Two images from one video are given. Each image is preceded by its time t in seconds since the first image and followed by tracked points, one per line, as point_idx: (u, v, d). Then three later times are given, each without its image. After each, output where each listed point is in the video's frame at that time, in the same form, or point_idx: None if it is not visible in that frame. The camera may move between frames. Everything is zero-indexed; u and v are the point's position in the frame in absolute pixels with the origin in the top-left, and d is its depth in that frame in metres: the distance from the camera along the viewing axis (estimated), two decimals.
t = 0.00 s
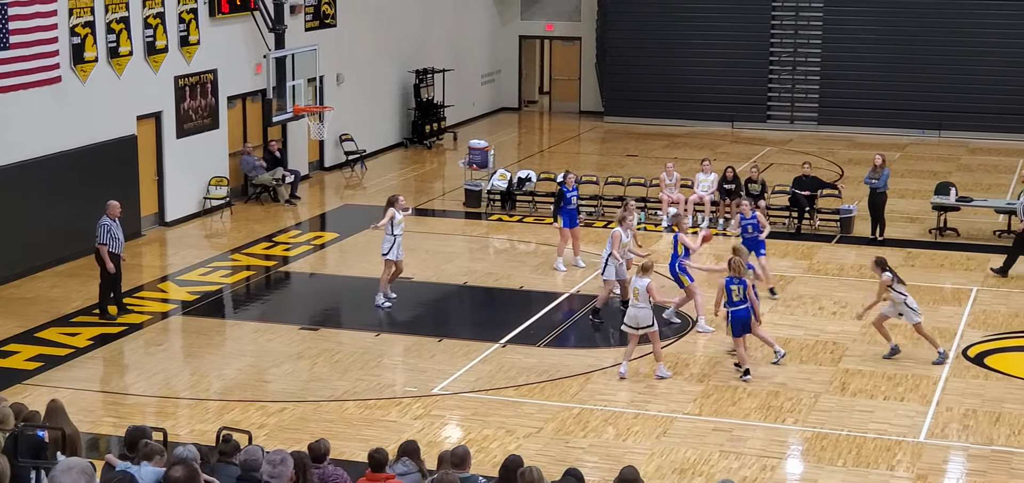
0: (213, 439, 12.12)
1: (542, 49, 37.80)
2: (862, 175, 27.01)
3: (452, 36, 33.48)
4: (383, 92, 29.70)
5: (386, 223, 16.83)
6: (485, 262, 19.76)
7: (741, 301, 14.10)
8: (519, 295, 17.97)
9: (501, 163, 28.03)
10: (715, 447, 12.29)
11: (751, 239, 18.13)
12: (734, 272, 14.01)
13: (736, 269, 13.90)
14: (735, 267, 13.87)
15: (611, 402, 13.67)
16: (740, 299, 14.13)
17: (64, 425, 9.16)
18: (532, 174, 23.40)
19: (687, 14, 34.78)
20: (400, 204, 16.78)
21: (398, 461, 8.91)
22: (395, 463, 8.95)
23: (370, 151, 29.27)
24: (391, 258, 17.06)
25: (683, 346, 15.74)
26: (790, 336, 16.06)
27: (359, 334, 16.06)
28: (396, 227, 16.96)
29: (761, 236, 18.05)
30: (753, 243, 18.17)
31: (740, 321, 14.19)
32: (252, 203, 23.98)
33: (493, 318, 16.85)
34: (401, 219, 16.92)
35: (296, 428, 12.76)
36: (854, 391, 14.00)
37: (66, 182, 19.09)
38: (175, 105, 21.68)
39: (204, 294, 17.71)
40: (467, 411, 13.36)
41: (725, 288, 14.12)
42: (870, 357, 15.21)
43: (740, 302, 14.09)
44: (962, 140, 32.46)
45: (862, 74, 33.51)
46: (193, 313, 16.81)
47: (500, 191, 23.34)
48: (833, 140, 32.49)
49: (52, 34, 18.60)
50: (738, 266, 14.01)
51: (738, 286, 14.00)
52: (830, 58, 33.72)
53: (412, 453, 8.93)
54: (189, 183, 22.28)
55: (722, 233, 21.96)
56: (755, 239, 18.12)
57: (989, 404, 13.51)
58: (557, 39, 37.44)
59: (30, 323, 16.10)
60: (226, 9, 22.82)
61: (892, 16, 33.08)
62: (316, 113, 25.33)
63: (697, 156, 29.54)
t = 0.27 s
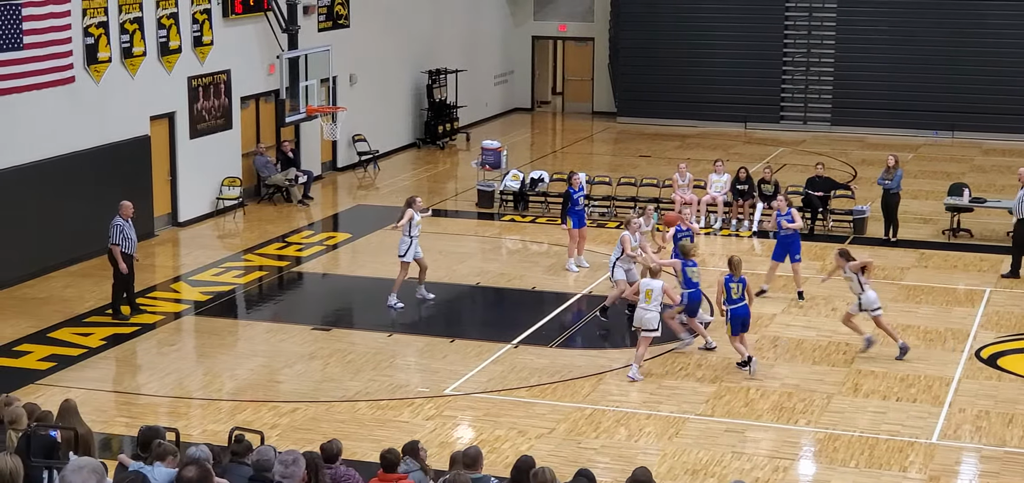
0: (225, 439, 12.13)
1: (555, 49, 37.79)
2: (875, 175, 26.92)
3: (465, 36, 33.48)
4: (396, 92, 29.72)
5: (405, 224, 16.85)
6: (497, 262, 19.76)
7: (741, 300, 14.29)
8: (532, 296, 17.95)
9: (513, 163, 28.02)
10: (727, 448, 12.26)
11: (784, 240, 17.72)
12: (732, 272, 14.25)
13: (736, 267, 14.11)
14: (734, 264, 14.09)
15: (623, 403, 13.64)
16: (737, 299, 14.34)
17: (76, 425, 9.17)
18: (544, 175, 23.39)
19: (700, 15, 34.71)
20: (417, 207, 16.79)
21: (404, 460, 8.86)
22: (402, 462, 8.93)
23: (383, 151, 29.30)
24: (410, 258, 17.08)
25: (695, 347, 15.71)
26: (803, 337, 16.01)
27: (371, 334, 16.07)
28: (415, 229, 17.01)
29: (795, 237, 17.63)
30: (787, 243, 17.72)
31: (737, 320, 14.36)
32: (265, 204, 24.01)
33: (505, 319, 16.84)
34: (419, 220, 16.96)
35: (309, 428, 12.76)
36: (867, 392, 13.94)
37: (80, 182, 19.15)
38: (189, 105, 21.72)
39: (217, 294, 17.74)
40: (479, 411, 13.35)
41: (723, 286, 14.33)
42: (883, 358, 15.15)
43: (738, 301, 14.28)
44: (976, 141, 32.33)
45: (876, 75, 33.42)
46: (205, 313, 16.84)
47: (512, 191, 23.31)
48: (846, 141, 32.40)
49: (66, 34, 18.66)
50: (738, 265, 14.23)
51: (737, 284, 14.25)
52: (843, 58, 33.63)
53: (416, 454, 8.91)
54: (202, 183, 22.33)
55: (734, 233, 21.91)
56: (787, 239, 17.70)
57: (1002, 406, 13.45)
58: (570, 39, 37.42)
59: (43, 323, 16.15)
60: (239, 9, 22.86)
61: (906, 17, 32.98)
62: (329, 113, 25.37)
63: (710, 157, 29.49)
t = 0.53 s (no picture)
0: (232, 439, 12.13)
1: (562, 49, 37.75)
2: (883, 176, 26.86)
3: (472, 37, 33.46)
4: (403, 93, 29.72)
5: (418, 226, 16.85)
6: (504, 263, 19.75)
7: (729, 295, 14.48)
8: (538, 297, 17.94)
9: (521, 164, 27.99)
10: (734, 449, 12.23)
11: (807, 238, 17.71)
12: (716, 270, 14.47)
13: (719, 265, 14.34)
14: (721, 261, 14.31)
15: (629, 403, 13.62)
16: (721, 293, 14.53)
17: (84, 425, 9.17)
18: (551, 176, 23.37)
19: (708, 16, 34.66)
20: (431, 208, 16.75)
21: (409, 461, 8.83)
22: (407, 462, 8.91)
23: (390, 152, 29.29)
24: (423, 260, 17.03)
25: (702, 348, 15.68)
26: (810, 338, 15.97)
27: (378, 335, 16.06)
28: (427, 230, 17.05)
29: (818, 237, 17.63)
30: (809, 243, 17.79)
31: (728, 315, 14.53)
32: (272, 204, 24.02)
33: (511, 320, 16.82)
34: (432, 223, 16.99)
35: (315, 429, 12.76)
36: (874, 393, 13.91)
37: (88, 183, 19.17)
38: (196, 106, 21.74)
39: (224, 294, 17.75)
40: (486, 412, 13.34)
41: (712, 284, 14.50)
42: (890, 359, 15.11)
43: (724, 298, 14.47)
44: (983, 142, 32.25)
45: (883, 75, 33.37)
46: (213, 314, 16.85)
47: (519, 193, 23.23)
48: (853, 142, 32.34)
49: (74, 34, 18.68)
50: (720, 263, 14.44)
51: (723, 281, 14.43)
52: (850, 59, 33.57)
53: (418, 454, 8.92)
54: (209, 183, 22.34)
55: (741, 234, 21.87)
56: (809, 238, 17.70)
57: (1009, 407, 13.41)
58: (577, 40, 37.38)
59: (51, 324, 16.17)
60: (247, 10, 22.86)
61: (913, 18, 32.91)
62: (336, 114, 25.37)
63: (717, 158, 29.45)
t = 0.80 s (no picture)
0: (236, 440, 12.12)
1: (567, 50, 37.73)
2: (887, 177, 26.83)
3: (476, 37, 33.46)
4: (408, 93, 29.71)
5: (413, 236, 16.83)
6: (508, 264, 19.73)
7: (712, 285, 14.89)
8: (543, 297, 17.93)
9: (525, 165, 27.98)
10: (739, 450, 12.22)
11: (829, 247, 17.07)
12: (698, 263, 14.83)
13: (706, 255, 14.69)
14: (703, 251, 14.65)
15: (634, 404, 13.61)
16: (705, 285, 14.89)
17: (88, 427, 9.17)
18: (556, 176, 23.35)
19: (712, 16, 34.63)
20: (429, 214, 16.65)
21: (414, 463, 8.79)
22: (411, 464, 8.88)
23: (394, 152, 29.27)
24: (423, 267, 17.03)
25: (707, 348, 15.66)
26: (814, 339, 15.94)
27: (382, 335, 16.05)
28: (423, 236, 17.03)
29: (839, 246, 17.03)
30: (831, 250, 17.09)
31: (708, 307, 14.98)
32: (276, 205, 24.02)
33: (516, 320, 16.81)
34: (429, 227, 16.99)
35: (320, 429, 12.75)
36: (878, 393, 13.89)
37: (92, 183, 19.18)
38: (200, 107, 21.75)
39: (228, 295, 17.76)
40: (490, 412, 13.33)
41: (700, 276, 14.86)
42: (895, 360, 15.09)
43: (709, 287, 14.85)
44: (987, 143, 32.20)
45: (887, 76, 33.34)
46: (217, 314, 16.85)
47: (524, 193, 23.29)
48: (858, 142, 32.29)
49: (78, 35, 18.70)
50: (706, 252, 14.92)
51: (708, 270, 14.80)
52: (855, 60, 33.55)
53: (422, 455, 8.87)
54: (213, 184, 22.35)
55: (746, 234, 21.84)
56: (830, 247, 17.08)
57: (1014, 408, 13.39)
58: (581, 40, 37.36)
59: (55, 324, 16.18)
60: (251, 11, 22.87)
61: (918, 19, 32.89)
62: (341, 114, 25.37)
63: (722, 158, 29.43)
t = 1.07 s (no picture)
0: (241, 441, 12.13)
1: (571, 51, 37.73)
2: (892, 178, 26.81)
3: (481, 38, 33.47)
4: (412, 94, 29.73)
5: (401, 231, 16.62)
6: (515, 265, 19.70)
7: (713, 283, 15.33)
8: (547, 298, 17.93)
9: (529, 166, 27.99)
10: (743, 451, 12.20)
11: (838, 249, 16.91)
12: (700, 260, 15.02)
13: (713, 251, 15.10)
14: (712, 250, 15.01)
15: (638, 405, 13.60)
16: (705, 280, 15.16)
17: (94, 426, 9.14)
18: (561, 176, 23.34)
19: (717, 17, 34.61)
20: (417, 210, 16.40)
21: (418, 463, 8.74)
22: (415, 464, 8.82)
23: (398, 153, 29.29)
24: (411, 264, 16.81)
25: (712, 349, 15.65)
26: (819, 340, 15.93)
27: (387, 336, 16.06)
28: (409, 230, 16.72)
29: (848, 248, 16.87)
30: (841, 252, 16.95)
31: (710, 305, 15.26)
32: (281, 206, 24.04)
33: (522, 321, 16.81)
34: (416, 219, 16.72)
35: (324, 430, 12.76)
36: (883, 394, 13.87)
37: (97, 184, 19.20)
38: (205, 107, 21.77)
39: (233, 296, 17.76)
40: (495, 413, 13.33)
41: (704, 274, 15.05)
42: (900, 361, 15.07)
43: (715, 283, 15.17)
44: (993, 143, 32.16)
45: (892, 77, 33.31)
46: (222, 315, 16.86)
47: (528, 194, 23.28)
48: (863, 143, 32.26)
49: (83, 36, 18.73)
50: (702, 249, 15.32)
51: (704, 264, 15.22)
52: (860, 61, 33.54)
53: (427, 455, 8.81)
54: (218, 184, 22.37)
55: (750, 236, 21.82)
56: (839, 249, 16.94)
57: (1019, 409, 13.37)
58: (586, 41, 37.37)
59: (60, 325, 16.20)
60: (256, 12, 22.89)
61: (923, 20, 32.85)
62: (345, 115, 25.40)
63: (726, 159, 29.40)
